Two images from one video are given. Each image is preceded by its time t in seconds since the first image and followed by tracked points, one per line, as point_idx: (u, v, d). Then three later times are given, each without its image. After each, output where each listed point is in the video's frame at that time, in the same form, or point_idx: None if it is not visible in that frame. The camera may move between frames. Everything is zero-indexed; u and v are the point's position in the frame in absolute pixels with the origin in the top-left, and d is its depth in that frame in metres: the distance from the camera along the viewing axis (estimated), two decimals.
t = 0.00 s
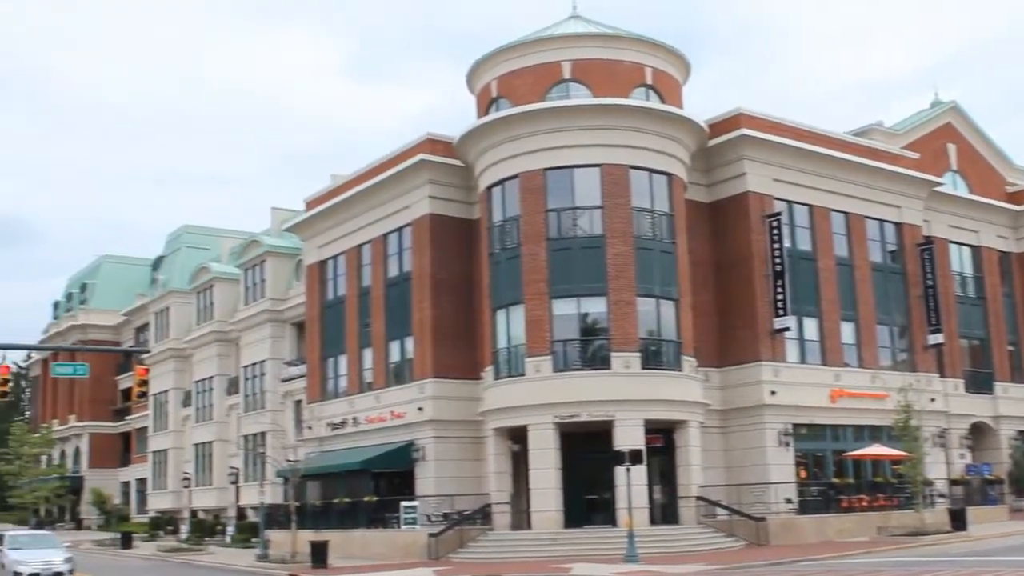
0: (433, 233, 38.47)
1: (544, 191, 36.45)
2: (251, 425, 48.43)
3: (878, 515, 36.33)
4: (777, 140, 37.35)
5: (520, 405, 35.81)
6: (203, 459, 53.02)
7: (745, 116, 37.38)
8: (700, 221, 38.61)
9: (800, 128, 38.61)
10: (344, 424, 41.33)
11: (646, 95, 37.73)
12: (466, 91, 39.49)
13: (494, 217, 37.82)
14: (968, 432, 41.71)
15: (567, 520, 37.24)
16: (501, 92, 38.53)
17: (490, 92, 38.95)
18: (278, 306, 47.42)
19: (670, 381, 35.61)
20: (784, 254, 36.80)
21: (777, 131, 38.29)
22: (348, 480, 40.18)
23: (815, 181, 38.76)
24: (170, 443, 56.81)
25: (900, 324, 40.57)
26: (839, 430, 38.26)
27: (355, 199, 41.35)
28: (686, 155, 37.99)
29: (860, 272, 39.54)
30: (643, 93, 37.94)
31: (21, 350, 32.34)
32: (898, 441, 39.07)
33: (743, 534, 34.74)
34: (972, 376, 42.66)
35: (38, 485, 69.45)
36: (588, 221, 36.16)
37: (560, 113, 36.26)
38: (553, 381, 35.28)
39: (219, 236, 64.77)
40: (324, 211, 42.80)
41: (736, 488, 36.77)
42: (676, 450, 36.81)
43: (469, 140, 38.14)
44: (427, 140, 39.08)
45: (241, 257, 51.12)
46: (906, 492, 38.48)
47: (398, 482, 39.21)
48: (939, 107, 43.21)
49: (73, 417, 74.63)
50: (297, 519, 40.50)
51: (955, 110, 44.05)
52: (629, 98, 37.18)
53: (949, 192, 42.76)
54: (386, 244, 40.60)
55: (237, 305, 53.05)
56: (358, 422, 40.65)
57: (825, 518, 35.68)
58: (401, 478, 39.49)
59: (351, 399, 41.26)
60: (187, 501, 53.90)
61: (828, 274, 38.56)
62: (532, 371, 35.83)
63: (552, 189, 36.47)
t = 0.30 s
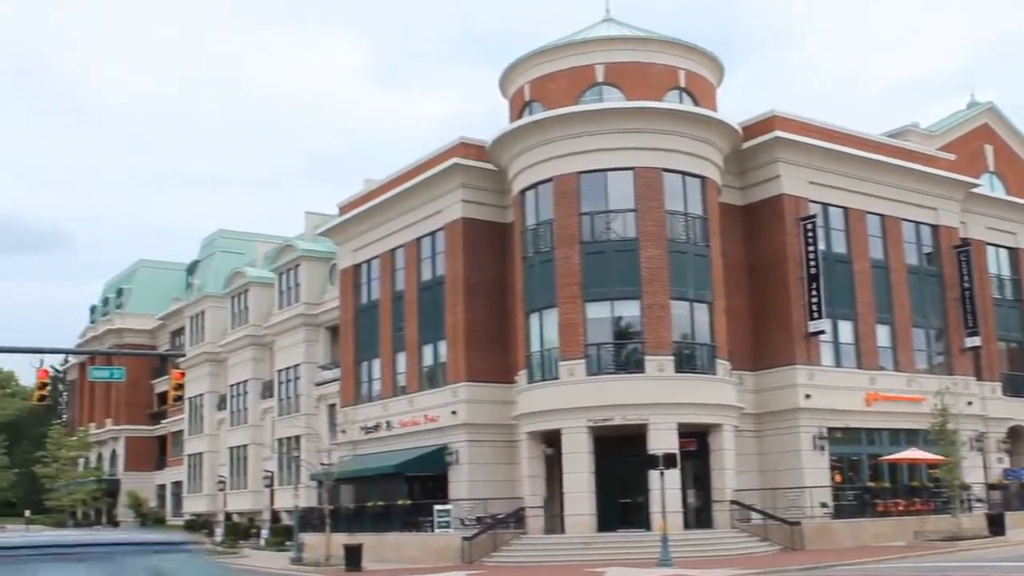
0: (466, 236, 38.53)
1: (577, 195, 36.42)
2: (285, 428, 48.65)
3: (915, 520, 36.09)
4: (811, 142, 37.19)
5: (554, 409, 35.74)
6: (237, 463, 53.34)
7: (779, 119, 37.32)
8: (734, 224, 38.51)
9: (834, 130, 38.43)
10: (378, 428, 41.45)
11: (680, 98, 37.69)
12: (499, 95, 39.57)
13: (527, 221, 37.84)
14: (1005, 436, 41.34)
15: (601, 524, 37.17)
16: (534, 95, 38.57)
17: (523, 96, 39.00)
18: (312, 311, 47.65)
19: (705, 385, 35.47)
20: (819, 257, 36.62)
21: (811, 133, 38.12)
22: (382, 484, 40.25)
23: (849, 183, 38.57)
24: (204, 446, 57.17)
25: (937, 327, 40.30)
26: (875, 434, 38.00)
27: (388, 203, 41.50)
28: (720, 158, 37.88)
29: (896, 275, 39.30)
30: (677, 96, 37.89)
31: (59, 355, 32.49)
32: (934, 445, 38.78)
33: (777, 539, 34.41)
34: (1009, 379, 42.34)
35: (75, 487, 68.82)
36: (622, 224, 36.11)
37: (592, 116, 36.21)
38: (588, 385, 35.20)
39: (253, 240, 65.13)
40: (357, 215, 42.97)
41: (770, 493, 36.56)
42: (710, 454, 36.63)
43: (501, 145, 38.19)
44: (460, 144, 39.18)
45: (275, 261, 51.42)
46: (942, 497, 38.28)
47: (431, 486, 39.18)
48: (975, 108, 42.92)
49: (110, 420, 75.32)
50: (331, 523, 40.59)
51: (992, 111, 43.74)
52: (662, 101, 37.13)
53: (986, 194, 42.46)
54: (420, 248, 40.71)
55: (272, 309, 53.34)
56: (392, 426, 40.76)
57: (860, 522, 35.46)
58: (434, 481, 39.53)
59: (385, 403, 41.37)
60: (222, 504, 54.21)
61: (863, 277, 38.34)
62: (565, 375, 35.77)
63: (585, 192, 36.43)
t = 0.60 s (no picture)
0: (495, 239, 38.59)
1: (606, 197, 36.38)
2: (317, 431, 48.88)
3: (949, 523, 35.84)
4: (842, 143, 37.02)
5: (585, 411, 35.70)
6: (269, 466, 53.62)
7: (810, 119, 37.12)
8: (765, 225, 38.41)
9: (865, 130, 38.22)
10: (408, 431, 41.57)
11: (709, 99, 37.62)
12: (528, 98, 39.64)
13: (557, 223, 37.86)
14: None
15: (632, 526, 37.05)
16: (562, 98, 38.60)
17: (552, 98, 39.05)
18: (343, 314, 47.86)
19: (736, 387, 35.36)
20: (850, 258, 36.46)
21: (842, 133, 37.94)
22: (413, 487, 40.35)
23: (881, 184, 38.39)
24: (236, 449, 57.53)
25: (970, 329, 40.09)
26: (908, 435, 37.76)
27: (418, 206, 41.65)
28: (750, 159, 37.78)
29: (928, 275, 39.12)
30: (706, 97, 37.83)
31: (91, 360, 32.66)
32: (968, 447, 38.53)
33: (810, 542, 34.26)
34: None
35: (110, 490, 69.97)
36: (652, 226, 36.09)
37: (621, 119, 36.16)
38: (618, 387, 35.14)
39: (284, 244, 65.46)
40: (387, 219, 43.13)
41: (803, 495, 36.43)
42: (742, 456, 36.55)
43: (531, 147, 38.22)
44: (489, 147, 39.25)
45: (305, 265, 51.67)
46: (977, 500, 38.04)
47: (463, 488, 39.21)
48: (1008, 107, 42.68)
49: (142, 424, 75.94)
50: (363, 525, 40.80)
51: None
52: (691, 103, 37.08)
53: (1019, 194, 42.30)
54: (450, 251, 40.82)
55: (303, 312, 53.64)
56: (422, 428, 40.86)
57: (894, 525, 35.28)
58: (465, 484, 39.60)
59: (416, 406, 41.49)
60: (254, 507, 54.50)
61: (895, 278, 38.18)
62: (596, 378, 35.73)
63: (615, 194, 36.41)
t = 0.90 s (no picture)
0: (526, 239, 38.63)
1: (637, 195, 36.34)
2: (350, 432, 49.11)
3: (986, 522, 35.53)
4: (876, 139, 36.77)
5: (619, 411, 35.61)
6: (303, 467, 53.92)
7: (843, 115, 36.93)
8: (796, 223, 38.27)
9: (899, 126, 37.95)
10: (441, 431, 41.69)
11: (741, 97, 37.52)
12: (558, 97, 39.65)
13: (588, 222, 37.86)
14: None
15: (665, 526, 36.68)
16: (593, 97, 38.59)
17: (582, 97, 39.04)
18: (375, 315, 48.06)
19: (770, 385, 35.21)
20: (884, 255, 36.22)
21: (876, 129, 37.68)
22: (446, 487, 40.48)
23: (915, 180, 38.16)
24: (271, 450, 57.95)
25: (1006, 325, 39.84)
26: (944, 433, 37.44)
27: (449, 207, 41.77)
28: (782, 156, 37.62)
29: (963, 271, 38.87)
30: (737, 94, 37.72)
31: (126, 362, 32.85)
32: (1005, 445, 38.19)
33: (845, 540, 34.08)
34: None
35: (147, 492, 71.02)
36: (683, 224, 36.02)
37: (651, 117, 36.11)
38: (651, 387, 35.07)
39: (315, 245, 65.79)
40: (418, 219, 43.26)
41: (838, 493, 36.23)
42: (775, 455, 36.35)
43: (561, 146, 38.24)
44: (520, 147, 39.29)
45: (337, 266, 51.91)
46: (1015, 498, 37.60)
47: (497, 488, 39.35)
48: None
49: (177, 425, 76.48)
50: (396, 525, 40.98)
51: None
52: (722, 100, 36.98)
53: None
54: (481, 251, 40.92)
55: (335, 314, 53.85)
56: (455, 428, 40.97)
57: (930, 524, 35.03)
58: (497, 484, 39.64)
59: (449, 406, 41.60)
60: (288, 507, 54.80)
61: (929, 275, 37.95)
62: (628, 376, 35.67)
63: (646, 193, 36.36)
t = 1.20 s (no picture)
0: (558, 233, 38.64)
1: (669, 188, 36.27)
2: (383, 427, 49.34)
3: None
4: (910, 129, 36.57)
5: (652, 404, 35.58)
6: (337, 462, 54.21)
7: (876, 106, 36.74)
8: (830, 214, 38.03)
9: (933, 116, 37.75)
10: (474, 425, 41.79)
11: (772, 89, 37.37)
12: (589, 91, 39.64)
13: (620, 216, 37.83)
14: None
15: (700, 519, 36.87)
16: (623, 90, 38.55)
17: (613, 91, 39.02)
18: (408, 310, 48.24)
19: (804, 378, 35.08)
20: (918, 246, 35.83)
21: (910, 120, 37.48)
22: (479, 482, 40.58)
23: (949, 170, 37.95)
24: (305, 445, 58.37)
25: None
26: (980, 426, 37.25)
27: (480, 202, 41.85)
28: (814, 148, 37.46)
29: (999, 262, 38.62)
30: (769, 86, 37.57)
31: (161, 358, 33.06)
32: None
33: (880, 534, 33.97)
34: None
35: (182, 487, 71.58)
36: (716, 217, 35.83)
37: (683, 109, 36.03)
38: (685, 380, 35.01)
39: (347, 242, 66.06)
40: (449, 214, 43.38)
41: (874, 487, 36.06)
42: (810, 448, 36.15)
43: (593, 140, 38.24)
44: (551, 141, 39.31)
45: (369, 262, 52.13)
46: None
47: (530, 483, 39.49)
48: None
49: (212, 421, 77.08)
50: (431, 519, 41.24)
51: None
52: (754, 92, 36.85)
53: None
54: (513, 245, 40.99)
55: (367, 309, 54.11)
56: (488, 423, 41.04)
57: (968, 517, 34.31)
58: (530, 479, 39.71)
59: (481, 400, 41.67)
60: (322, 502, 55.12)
61: (964, 266, 37.71)
62: (661, 370, 35.63)
63: (678, 186, 36.28)
